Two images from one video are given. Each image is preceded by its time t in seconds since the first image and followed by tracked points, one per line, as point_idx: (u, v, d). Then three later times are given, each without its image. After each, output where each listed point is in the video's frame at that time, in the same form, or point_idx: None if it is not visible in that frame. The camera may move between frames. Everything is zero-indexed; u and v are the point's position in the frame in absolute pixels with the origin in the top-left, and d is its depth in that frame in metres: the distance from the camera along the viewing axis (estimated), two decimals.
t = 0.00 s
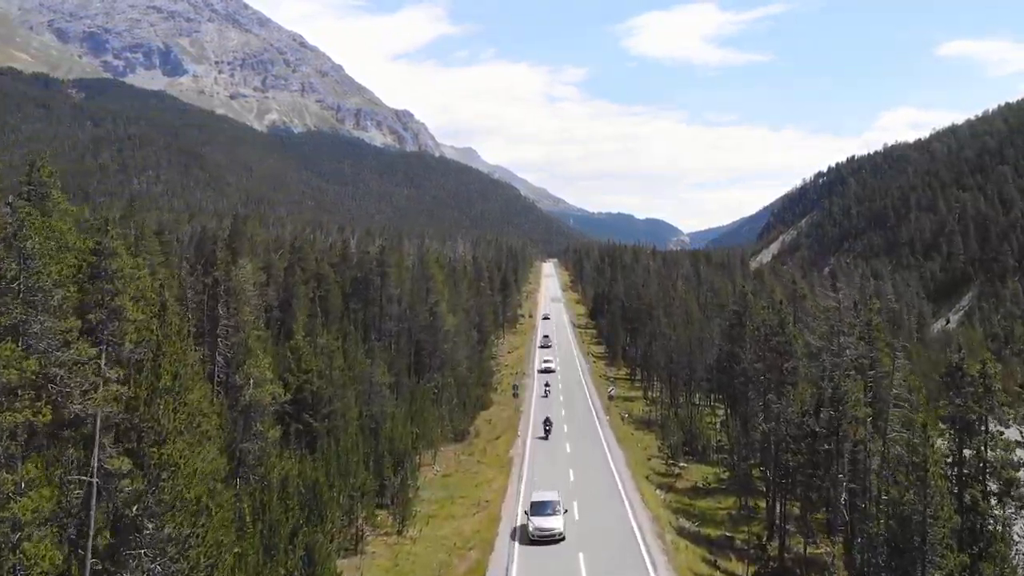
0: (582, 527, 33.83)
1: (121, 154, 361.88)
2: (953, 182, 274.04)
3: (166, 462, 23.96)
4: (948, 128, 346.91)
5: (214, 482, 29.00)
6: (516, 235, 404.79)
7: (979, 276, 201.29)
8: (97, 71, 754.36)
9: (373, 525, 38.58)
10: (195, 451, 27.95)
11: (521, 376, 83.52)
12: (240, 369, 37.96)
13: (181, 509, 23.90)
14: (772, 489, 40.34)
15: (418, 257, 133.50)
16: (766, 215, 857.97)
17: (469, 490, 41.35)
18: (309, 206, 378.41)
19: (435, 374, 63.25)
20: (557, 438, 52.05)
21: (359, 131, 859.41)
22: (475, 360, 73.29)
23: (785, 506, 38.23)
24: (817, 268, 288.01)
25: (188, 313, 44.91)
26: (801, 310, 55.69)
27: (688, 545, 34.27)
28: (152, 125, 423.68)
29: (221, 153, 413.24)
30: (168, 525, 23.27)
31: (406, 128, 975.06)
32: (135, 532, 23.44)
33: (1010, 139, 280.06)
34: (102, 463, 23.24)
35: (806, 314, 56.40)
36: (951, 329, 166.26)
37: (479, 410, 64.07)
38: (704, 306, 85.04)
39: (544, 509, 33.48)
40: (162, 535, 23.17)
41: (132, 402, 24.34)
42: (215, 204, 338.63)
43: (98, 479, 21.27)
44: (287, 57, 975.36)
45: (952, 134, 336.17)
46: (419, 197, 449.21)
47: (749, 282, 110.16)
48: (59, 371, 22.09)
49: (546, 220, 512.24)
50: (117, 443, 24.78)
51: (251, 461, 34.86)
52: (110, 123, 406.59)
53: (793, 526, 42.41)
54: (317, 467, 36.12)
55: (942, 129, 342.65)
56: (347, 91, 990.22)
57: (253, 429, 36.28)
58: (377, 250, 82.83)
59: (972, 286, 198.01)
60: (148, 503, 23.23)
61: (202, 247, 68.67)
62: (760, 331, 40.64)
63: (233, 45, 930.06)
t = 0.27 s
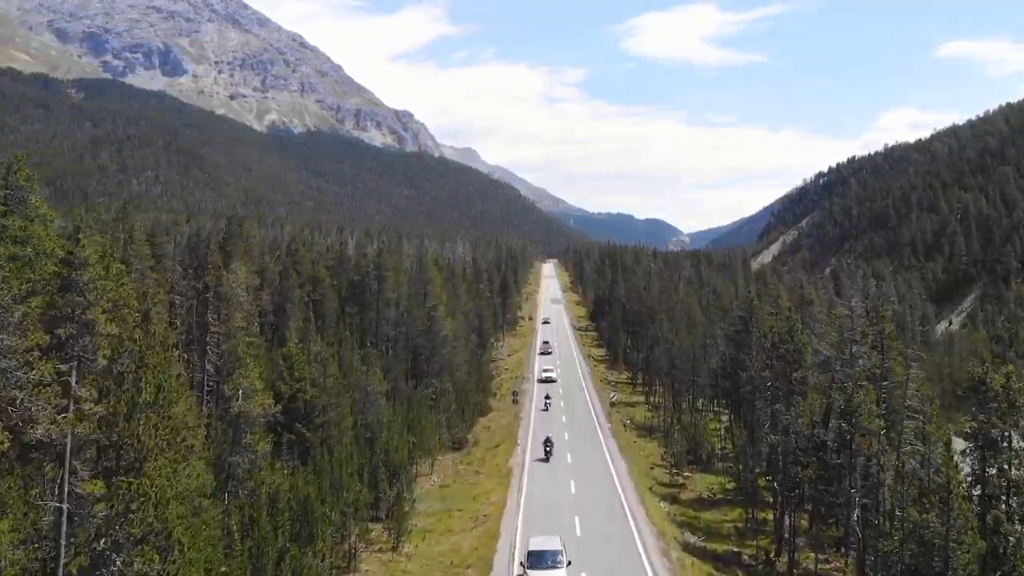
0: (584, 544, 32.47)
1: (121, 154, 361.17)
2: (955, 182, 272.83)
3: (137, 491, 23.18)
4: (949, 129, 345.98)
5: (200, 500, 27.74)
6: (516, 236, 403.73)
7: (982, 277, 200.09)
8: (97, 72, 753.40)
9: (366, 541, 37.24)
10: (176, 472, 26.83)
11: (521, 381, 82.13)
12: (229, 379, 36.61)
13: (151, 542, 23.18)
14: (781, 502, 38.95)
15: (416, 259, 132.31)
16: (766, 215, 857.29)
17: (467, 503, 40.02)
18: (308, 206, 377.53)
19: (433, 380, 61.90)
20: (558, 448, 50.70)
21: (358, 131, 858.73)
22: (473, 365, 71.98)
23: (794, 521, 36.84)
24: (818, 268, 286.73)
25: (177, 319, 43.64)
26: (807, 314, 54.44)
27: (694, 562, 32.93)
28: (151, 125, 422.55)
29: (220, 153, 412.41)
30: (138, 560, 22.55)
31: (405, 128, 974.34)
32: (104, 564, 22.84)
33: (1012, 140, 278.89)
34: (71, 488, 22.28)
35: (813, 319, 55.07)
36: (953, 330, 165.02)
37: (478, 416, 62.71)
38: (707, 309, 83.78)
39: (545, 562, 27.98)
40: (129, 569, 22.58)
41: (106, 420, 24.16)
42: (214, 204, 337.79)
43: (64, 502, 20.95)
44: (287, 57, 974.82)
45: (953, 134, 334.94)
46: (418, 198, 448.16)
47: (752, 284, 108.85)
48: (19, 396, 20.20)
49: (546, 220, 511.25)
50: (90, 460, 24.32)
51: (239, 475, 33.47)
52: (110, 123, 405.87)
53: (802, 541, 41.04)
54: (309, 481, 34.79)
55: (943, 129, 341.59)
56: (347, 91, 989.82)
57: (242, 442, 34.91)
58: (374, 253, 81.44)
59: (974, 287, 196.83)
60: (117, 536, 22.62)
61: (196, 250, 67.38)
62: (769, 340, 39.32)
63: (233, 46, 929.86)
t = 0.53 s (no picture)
0: (586, 562, 31.11)
1: (120, 154, 359.81)
2: (957, 183, 271.57)
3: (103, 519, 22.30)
4: (950, 129, 344.84)
5: (186, 520, 26.69)
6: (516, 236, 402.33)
7: (985, 279, 198.82)
8: (97, 72, 751.96)
9: (360, 558, 35.90)
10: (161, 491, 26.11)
11: (521, 385, 80.79)
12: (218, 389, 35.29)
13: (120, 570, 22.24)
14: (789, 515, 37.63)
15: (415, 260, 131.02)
16: (766, 215, 855.75)
17: (465, 516, 38.73)
18: (308, 207, 376.26)
19: (431, 385, 60.53)
20: (558, 456, 49.45)
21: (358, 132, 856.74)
22: (473, 370, 70.62)
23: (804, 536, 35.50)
24: (819, 269, 285.48)
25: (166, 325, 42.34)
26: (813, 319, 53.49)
27: None
28: (150, 125, 421.17)
29: (220, 153, 411.05)
30: None
31: (405, 128, 972.87)
32: None
33: (1014, 140, 277.53)
34: (39, 516, 21.51)
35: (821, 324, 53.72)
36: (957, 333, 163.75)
37: (477, 423, 61.32)
38: (710, 312, 82.67)
39: None
40: None
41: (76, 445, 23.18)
42: (213, 205, 336.56)
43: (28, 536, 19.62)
44: (287, 57, 973.17)
45: (955, 134, 333.67)
46: (418, 198, 446.89)
47: (754, 287, 107.61)
48: None
49: (546, 221, 510.04)
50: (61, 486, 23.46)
51: (227, 490, 32.08)
52: (109, 124, 404.37)
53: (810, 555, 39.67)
54: (300, 496, 33.44)
55: (945, 129, 340.45)
56: (346, 91, 988.25)
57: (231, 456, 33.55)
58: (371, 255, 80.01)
59: (977, 289, 195.59)
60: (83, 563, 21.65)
61: (189, 253, 66.02)
62: (777, 348, 37.99)
63: (233, 45, 928.47)
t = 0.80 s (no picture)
0: None
1: (120, 155, 359.50)
2: (958, 184, 270.73)
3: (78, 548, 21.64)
4: (951, 129, 343.68)
5: (168, 543, 25.58)
6: (516, 237, 401.00)
7: (987, 280, 197.84)
8: (97, 72, 750.76)
9: None
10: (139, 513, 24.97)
11: (520, 389, 79.45)
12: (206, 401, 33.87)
13: None
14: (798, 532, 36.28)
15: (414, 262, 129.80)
16: (765, 216, 855.97)
17: (463, 530, 37.51)
18: (307, 207, 375.48)
19: (429, 391, 59.59)
20: (558, 464, 48.12)
21: (358, 132, 856.44)
22: (471, 375, 69.32)
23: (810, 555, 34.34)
24: (820, 270, 284.58)
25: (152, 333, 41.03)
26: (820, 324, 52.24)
27: None
28: (149, 126, 419.75)
29: (219, 153, 410.29)
30: None
31: (405, 129, 972.61)
32: None
33: (1016, 140, 276.57)
34: None
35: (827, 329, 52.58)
36: (959, 334, 162.85)
37: (477, 429, 60.18)
38: (713, 315, 81.47)
39: None
40: None
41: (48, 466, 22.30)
42: (212, 205, 335.88)
43: None
44: (287, 57, 973.04)
45: (955, 134, 332.83)
46: (418, 198, 446.19)
47: (755, 289, 106.64)
48: None
49: (546, 221, 509.53)
50: (34, 513, 22.55)
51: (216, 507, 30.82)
52: (108, 124, 403.60)
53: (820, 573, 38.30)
54: (291, 513, 32.12)
55: (946, 129, 339.31)
56: (346, 91, 988.53)
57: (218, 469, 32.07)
58: (368, 257, 78.89)
59: (979, 290, 194.56)
60: None
61: (183, 256, 64.99)
62: (786, 356, 36.58)
63: (233, 46, 928.00)
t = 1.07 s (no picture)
0: None
1: (118, 155, 358.14)
2: (960, 185, 269.18)
3: None
4: (953, 130, 342.28)
5: (148, 566, 24.47)
6: (515, 238, 399.45)
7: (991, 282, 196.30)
8: (96, 73, 749.20)
9: None
10: (113, 538, 23.63)
11: (520, 394, 78.05)
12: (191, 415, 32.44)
13: None
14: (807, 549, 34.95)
15: (412, 265, 128.18)
16: (766, 217, 853.83)
17: (461, 546, 36.16)
18: (307, 208, 373.92)
19: (427, 399, 58.33)
20: (559, 475, 46.77)
21: (357, 133, 854.74)
22: (471, 382, 67.94)
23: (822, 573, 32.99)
24: (822, 271, 283.14)
25: (137, 343, 39.56)
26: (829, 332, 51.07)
27: None
28: (148, 127, 418.01)
29: (218, 154, 408.92)
30: None
31: (405, 129, 970.63)
32: None
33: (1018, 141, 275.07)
34: None
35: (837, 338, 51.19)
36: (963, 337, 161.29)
37: (475, 436, 58.88)
38: (716, 321, 80.23)
39: None
40: None
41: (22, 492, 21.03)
42: (211, 207, 334.44)
43: None
44: (286, 58, 971.42)
45: (957, 135, 331.26)
46: (418, 199, 444.67)
47: (758, 292, 105.27)
48: None
49: (546, 222, 508.23)
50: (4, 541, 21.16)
51: (202, 526, 29.54)
52: (107, 125, 402.10)
53: None
54: (281, 532, 30.82)
55: (947, 130, 337.79)
56: (346, 92, 987.00)
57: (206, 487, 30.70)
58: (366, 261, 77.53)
59: (983, 293, 193.04)
60: None
61: (176, 262, 63.74)
62: (797, 366, 35.22)
63: (232, 46, 926.44)
